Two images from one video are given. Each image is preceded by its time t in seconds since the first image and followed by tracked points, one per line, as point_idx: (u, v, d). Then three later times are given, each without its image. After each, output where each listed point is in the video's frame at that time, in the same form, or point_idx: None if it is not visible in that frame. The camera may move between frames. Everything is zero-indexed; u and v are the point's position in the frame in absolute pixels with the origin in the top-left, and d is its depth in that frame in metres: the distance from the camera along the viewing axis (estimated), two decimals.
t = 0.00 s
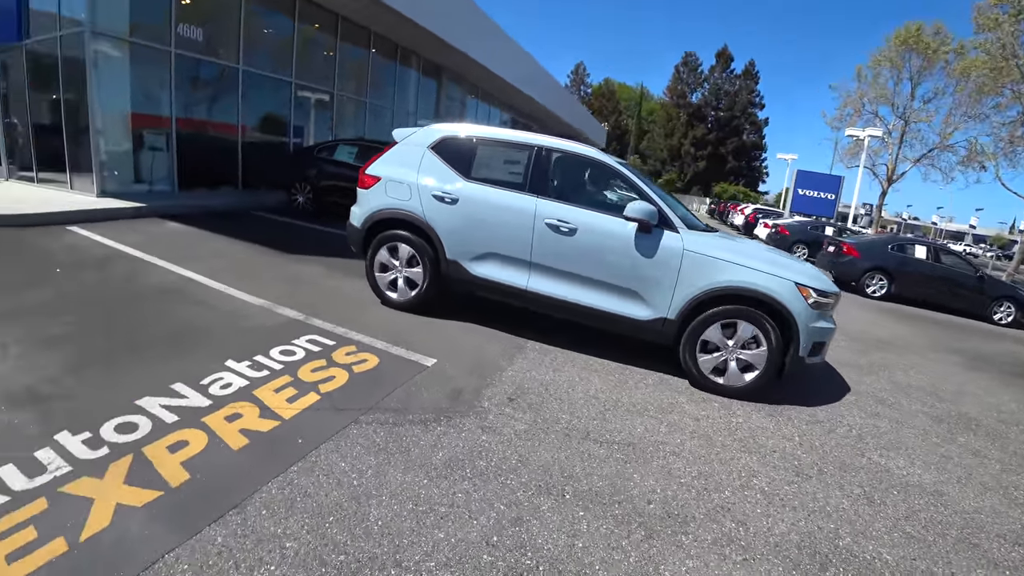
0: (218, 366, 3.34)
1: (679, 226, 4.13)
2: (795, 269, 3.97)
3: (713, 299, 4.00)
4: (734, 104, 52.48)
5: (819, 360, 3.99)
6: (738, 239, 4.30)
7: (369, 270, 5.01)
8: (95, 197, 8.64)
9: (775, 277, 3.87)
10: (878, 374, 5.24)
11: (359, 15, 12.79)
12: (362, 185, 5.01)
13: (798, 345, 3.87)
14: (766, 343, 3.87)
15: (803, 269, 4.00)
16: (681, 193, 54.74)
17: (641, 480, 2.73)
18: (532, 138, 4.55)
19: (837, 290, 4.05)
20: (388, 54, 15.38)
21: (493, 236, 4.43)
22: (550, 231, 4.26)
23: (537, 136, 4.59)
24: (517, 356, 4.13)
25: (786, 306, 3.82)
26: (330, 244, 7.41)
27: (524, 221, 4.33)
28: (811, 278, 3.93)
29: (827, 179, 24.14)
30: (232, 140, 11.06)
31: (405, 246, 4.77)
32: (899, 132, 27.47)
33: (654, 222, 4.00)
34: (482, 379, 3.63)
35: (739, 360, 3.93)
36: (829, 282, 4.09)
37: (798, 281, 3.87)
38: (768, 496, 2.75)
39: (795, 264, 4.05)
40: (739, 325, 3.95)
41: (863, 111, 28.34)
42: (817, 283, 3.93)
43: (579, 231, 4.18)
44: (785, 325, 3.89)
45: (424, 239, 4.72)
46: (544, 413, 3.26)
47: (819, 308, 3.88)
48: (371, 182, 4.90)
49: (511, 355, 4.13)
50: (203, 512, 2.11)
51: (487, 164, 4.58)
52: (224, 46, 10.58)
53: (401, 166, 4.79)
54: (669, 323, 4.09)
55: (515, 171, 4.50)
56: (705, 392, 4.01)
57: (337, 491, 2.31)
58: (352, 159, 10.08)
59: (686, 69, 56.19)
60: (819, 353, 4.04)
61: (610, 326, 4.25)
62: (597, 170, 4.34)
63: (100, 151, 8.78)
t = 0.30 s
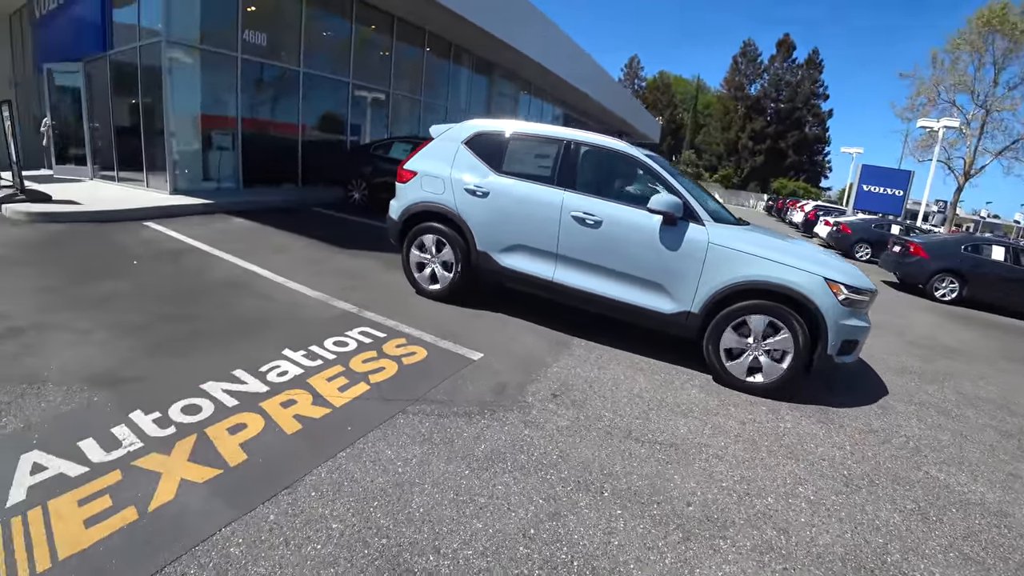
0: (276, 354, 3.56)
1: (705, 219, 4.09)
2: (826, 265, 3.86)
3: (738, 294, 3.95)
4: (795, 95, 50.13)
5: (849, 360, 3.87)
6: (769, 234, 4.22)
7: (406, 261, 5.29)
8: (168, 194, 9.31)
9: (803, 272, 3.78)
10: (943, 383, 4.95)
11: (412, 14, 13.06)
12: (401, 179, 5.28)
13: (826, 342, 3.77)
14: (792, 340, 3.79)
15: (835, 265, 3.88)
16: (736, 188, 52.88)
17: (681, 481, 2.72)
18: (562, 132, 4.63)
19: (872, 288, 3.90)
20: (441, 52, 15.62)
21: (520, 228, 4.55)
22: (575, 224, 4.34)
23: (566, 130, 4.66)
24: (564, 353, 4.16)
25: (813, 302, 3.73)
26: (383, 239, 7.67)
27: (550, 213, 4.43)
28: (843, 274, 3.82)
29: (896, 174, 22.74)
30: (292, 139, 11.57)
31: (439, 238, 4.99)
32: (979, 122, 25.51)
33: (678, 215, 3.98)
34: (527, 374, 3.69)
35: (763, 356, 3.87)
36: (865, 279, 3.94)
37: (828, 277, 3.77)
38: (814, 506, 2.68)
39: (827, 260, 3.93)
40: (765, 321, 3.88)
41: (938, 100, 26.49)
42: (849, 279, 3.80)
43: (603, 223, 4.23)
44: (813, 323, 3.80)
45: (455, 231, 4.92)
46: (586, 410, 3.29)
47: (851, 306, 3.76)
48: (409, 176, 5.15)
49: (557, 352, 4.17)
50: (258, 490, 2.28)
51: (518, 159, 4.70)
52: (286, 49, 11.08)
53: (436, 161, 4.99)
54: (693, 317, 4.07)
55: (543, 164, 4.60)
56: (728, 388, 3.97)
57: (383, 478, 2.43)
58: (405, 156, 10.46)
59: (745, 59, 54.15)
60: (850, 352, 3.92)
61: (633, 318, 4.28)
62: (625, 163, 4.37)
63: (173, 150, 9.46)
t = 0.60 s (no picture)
0: (285, 358, 3.59)
1: (691, 223, 4.10)
2: (812, 269, 3.84)
3: (722, 297, 3.95)
4: (816, 102, 49.52)
5: (835, 366, 3.84)
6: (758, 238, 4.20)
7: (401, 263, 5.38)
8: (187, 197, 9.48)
9: (788, 276, 3.77)
10: (964, 399, 4.82)
11: (430, 20, 13.17)
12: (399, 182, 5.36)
13: (811, 348, 3.74)
14: (777, 345, 3.77)
15: (822, 269, 3.85)
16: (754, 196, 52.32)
17: (690, 495, 2.67)
18: (554, 137, 4.69)
19: (861, 293, 3.85)
20: (460, 58, 15.72)
21: (511, 230, 4.61)
22: (564, 226, 4.39)
23: (558, 135, 4.72)
24: (572, 362, 4.13)
25: (798, 306, 3.71)
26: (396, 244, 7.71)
27: (540, 216, 4.48)
28: (829, 278, 3.78)
29: (918, 183, 22.31)
30: (311, 143, 11.69)
31: (433, 240, 5.07)
32: (1005, 131, 24.95)
33: (664, 218, 4.00)
34: (536, 383, 3.67)
35: (748, 361, 3.86)
36: (854, 284, 3.90)
37: (813, 281, 3.75)
38: (826, 523, 2.62)
39: (814, 264, 3.90)
40: (751, 325, 3.87)
41: (963, 108, 25.98)
42: (835, 284, 3.77)
43: (591, 226, 4.27)
44: (799, 328, 3.78)
45: (449, 233, 4.99)
46: (595, 421, 3.26)
47: (837, 311, 3.73)
48: (406, 179, 5.23)
49: (566, 361, 4.14)
50: (262, 496, 2.29)
51: (510, 162, 4.77)
52: (308, 54, 11.22)
53: (432, 164, 5.08)
54: (677, 320, 4.08)
55: (535, 168, 4.65)
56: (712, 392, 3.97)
57: (387, 486, 2.43)
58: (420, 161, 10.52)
59: (765, 66, 53.81)
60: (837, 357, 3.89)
61: (620, 321, 4.30)
62: (614, 167, 4.41)
63: (195, 153, 9.67)
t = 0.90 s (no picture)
0: (256, 379, 3.47)
1: (638, 235, 4.20)
2: (755, 279, 3.94)
3: (668, 307, 4.03)
4: (789, 123, 51.01)
5: (779, 375, 3.92)
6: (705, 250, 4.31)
7: (360, 276, 5.38)
8: (161, 214, 9.28)
9: (731, 285, 3.86)
10: (939, 412, 4.88)
11: (411, 40, 13.27)
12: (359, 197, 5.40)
13: (755, 356, 3.82)
14: (722, 354, 3.85)
15: (764, 279, 3.95)
16: (732, 214, 53.32)
17: (671, 518, 2.63)
18: (508, 152, 4.79)
19: (803, 303, 3.96)
20: (439, 77, 15.84)
21: (464, 244, 4.66)
22: (515, 239, 4.45)
23: (512, 151, 4.82)
24: (551, 382, 4.08)
25: (741, 315, 3.80)
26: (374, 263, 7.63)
27: (491, 229, 4.54)
28: (772, 288, 3.89)
29: (888, 201, 23.00)
30: (288, 161, 11.60)
31: (390, 253, 5.09)
32: (968, 151, 25.93)
33: (610, 230, 4.09)
34: (514, 404, 3.61)
35: (695, 371, 3.92)
36: (797, 294, 4.01)
37: (756, 290, 3.85)
38: (808, 543, 2.59)
39: (756, 274, 4.00)
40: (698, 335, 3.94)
41: (928, 129, 26.96)
42: (776, 293, 3.87)
43: (540, 239, 4.34)
44: (744, 337, 3.86)
45: (406, 245, 5.01)
46: (574, 442, 3.21)
47: (780, 320, 3.82)
48: (365, 194, 5.28)
49: (545, 381, 4.09)
50: (225, 524, 2.18)
51: (465, 178, 4.86)
52: (287, 72, 11.18)
53: (390, 180, 5.13)
54: (624, 330, 4.15)
55: (488, 183, 4.74)
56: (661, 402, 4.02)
57: (359, 512, 2.33)
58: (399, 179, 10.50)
59: (739, 88, 54.77)
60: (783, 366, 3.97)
61: (569, 331, 4.34)
62: (564, 181, 4.50)
63: (168, 168, 9.47)
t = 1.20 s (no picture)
0: (251, 384, 3.45)
1: (605, 243, 4.28)
2: (719, 287, 3.98)
3: (634, 313, 4.08)
4: (790, 140, 51.35)
5: (744, 383, 3.94)
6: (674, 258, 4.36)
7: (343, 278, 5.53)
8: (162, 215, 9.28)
9: (695, 293, 3.91)
10: (937, 433, 4.86)
11: (417, 49, 13.39)
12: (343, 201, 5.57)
13: (718, 364, 3.85)
14: (685, 361, 3.89)
15: (728, 288, 3.99)
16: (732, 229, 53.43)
17: (665, 536, 2.60)
18: (484, 159, 4.92)
19: (768, 313, 3.99)
20: (443, 87, 15.95)
21: (439, 248, 4.79)
22: (486, 244, 4.56)
23: (489, 158, 4.93)
24: (548, 395, 4.06)
25: (704, 323, 3.83)
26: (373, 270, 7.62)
27: (465, 234, 4.66)
28: (736, 296, 3.92)
29: (887, 219, 23.08)
30: (290, 165, 11.64)
31: (370, 255, 5.23)
32: (967, 170, 26.09)
33: (578, 237, 4.17)
34: (510, 416, 3.58)
35: (658, 377, 3.97)
36: (763, 303, 4.04)
37: (719, 298, 3.89)
38: (805, 565, 2.56)
39: (721, 282, 4.04)
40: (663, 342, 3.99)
41: (927, 148, 27.13)
42: (740, 302, 3.91)
43: (511, 244, 4.44)
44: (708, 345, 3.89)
45: (385, 248, 5.15)
46: (569, 456, 3.19)
47: (742, 328, 3.85)
48: (348, 198, 5.45)
49: (542, 394, 4.06)
50: (212, 531, 2.15)
51: (442, 184, 4.99)
52: (292, 77, 11.23)
53: (373, 184, 5.31)
54: (590, 335, 4.22)
55: (464, 189, 4.87)
56: (627, 408, 4.07)
57: (349, 523, 2.31)
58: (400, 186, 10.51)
59: (741, 105, 54.79)
60: (748, 374, 3.99)
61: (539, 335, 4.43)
62: (536, 189, 4.61)
63: (172, 170, 9.51)
